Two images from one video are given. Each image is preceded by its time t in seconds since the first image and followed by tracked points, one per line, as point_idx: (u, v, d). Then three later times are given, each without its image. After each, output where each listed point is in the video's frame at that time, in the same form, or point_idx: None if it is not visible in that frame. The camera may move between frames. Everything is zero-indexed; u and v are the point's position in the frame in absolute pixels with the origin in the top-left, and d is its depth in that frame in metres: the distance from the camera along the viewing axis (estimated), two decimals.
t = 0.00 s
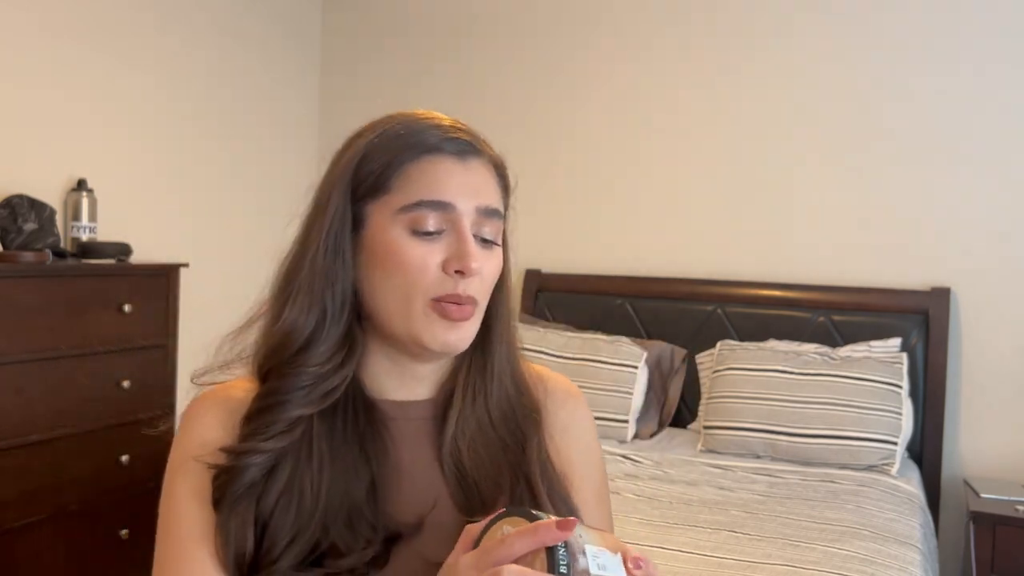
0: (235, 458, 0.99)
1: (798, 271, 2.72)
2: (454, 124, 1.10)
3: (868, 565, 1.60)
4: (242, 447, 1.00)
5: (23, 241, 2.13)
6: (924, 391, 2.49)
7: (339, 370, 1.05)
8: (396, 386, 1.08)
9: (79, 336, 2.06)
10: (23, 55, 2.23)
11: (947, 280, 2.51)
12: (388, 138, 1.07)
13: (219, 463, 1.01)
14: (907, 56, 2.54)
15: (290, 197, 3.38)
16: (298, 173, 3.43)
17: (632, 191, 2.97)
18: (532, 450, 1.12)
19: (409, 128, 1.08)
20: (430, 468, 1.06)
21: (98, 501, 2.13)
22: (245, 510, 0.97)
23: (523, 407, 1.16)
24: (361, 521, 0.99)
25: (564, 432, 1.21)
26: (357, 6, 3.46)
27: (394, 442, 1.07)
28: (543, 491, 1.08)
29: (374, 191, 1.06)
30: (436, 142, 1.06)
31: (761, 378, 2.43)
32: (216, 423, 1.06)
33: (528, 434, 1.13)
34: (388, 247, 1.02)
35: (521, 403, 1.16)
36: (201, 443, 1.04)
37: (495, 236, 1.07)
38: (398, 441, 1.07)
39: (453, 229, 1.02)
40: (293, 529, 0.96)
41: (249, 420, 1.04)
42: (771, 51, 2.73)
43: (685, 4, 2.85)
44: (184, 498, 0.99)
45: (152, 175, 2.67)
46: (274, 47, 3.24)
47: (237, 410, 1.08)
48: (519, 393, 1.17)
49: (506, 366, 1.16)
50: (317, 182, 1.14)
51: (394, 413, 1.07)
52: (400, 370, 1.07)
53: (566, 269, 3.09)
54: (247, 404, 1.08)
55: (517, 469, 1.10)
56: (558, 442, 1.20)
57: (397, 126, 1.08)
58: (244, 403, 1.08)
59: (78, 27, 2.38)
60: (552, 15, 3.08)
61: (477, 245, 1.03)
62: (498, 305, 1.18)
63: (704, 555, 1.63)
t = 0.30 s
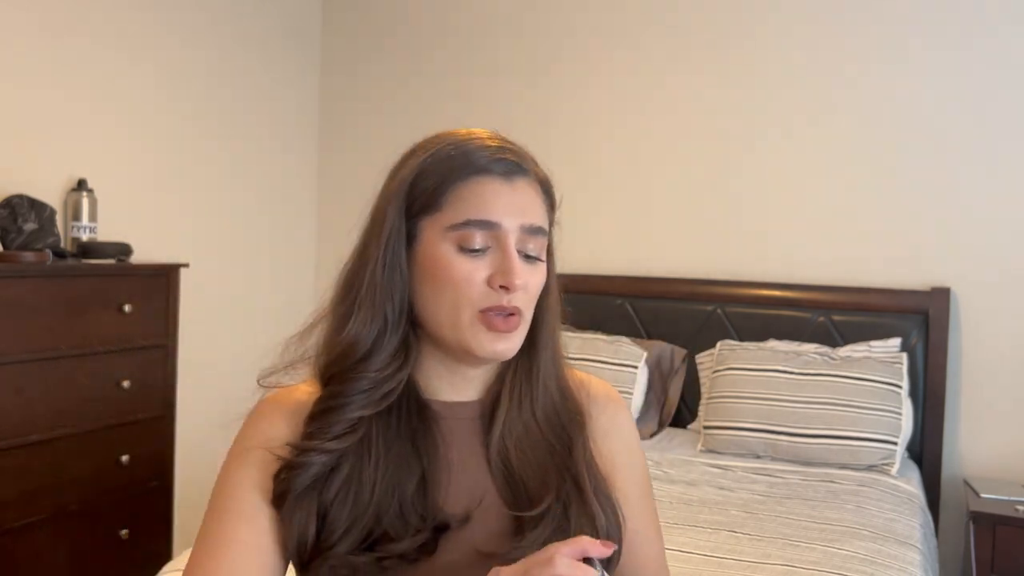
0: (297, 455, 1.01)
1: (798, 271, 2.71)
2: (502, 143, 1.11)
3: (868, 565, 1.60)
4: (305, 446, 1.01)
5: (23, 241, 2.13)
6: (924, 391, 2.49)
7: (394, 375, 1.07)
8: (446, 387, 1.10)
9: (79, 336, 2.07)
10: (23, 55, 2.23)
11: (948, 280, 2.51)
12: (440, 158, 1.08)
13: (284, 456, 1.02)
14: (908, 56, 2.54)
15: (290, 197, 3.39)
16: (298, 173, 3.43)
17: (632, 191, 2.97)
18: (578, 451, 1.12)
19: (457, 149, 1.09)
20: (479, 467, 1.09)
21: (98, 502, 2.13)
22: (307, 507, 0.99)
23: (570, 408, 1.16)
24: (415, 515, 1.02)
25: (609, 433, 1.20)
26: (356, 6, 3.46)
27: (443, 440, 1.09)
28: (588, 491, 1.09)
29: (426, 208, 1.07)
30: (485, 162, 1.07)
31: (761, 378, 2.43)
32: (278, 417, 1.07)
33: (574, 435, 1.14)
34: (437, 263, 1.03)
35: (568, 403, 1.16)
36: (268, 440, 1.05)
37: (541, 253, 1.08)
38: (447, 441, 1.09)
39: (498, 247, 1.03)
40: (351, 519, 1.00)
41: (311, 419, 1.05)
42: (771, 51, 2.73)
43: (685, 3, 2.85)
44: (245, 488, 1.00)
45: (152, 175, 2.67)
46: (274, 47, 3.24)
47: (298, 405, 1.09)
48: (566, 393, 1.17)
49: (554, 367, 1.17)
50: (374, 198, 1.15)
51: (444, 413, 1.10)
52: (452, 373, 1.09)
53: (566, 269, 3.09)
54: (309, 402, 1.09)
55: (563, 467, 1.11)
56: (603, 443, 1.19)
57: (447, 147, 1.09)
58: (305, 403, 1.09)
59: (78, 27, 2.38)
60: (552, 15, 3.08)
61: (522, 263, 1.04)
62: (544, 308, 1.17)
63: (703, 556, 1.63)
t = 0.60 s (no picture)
0: (334, 448, 1.03)
1: (798, 271, 2.72)
2: (530, 153, 1.11)
3: (868, 565, 1.60)
4: (341, 440, 1.04)
5: (24, 241, 2.13)
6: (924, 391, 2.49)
7: (428, 374, 1.09)
8: (478, 391, 1.11)
9: (79, 336, 2.06)
10: (23, 55, 2.23)
11: (947, 280, 2.51)
12: (472, 169, 1.09)
13: (322, 450, 1.05)
14: (908, 56, 2.54)
15: (290, 197, 3.39)
16: (298, 173, 3.43)
17: (632, 191, 2.97)
18: (606, 454, 1.12)
19: (487, 161, 1.09)
20: (507, 467, 1.08)
21: (98, 502, 2.13)
22: (343, 499, 1.01)
23: (600, 410, 1.15)
24: (445, 508, 1.02)
25: (641, 437, 1.18)
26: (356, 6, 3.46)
27: (473, 439, 1.09)
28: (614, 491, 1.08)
29: (457, 217, 1.08)
30: (514, 176, 1.07)
31: (761, 378, 2.43)
32: (317, 413, 1.10)
33: (601, 437, 1.13)
34: (465, 271, 1.05)
35: (597, 405, 1.16)
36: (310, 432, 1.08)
37: (568, 263, 1.08)
38: (476, 442, 1.09)
39: (525, 256, 1.04)
40: (383, 510, 1.02)
41: (348, 415, 1.08)
42: (771, 51, 2.73)
43: (685, 3, 2.85)
44: (283, 481, 1.03)
45: (152, 175, 2.67)
46: (274, 47, 3.24)
47: (337, 403, 1.12)
48: (596, 396, 1.17)
49: (585, 371, 1.17)
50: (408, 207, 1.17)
51: (474, 414, 1.10)
52: (481, 375, 1.10)
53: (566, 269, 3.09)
54: (348, 400, 1.12)
55: (590, 467, 1.10)
56: (634, 447, 1.17)
57: (479, 158, 1.10)
58: (344, 400, 1.12)
59: (78, 27, 2.38)
60: (552, 15, 3.08)
61: (547, 273, 1.05)
62: (575, 313, 1.17)
63: (703, 556, 1.63)
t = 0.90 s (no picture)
0: (355, 441, 1.04)
1: (799, 270, 2.71)
2: (542, 154, 1.12)
3: (868, 565, 1.60)
4: (362, 433, 1.05)
5: (24, 241, 2.13)
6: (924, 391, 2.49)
7: (447, 371, 1.09)
8: (496, 389, 1.11)
9: (79, 336, 2.07)
10: (23, 55, 2.23)
11: (947, 279, 2.51)
12: (487, 171, 1.11)
13: (343, 444, 1.06)
14: (908, 56, 2.54)
15: (290, 196, 3.39)
16: (298, 173, 3.43)
17: (631, 191, 2.97)
18: (623, 454, 1.12)
19: (500, 162, 1.11)
20: (524, 466, 1.08)
21: (98, 502, 2.13)
22: (364, 492, 1.02)
23: (618, 409, 1.15)
24: (462, 502, 1.02)
25: (657, 438, 1.18)
26: (356, 6, 3.46)
27: (491, 438, 1.09)
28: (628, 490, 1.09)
29: (472, 217, 1.10)
30: (528, 175, 1.09)
31: (761, 378, 2.43)
32: (340, 406, 1.11)
33: (618, 438, 1.13)
34: (480, 269, 1.06)
35: (615, 404, 1.16)
36: (332, 425, 1.08)
37: (584, 261, 1.09)
38: (494, 440, 1.09)
39: (538, 253, 1.05)
40: (401, 504, 1.02)
41: (369, 410, 1.08)
42: (771, 51, 2.73)
43: (685, 4, 2.85)
44: (308, 476, 1.04)
45: (151, 174, 2.67)
46: (275, 47, 3.24)
47: (359, 396, 1.12)
48: (615, 395, 1.16)
49: (604, 369, 1.17)
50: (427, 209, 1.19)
51: (492, 413, 1.10)
52: (501, 373, 1.10)
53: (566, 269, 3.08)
54: (369, 394, 1.12)
55: (606, 466, 1.10)
56: (650, 449, 1.17)
57: (494, 160, 1.12)
58: (365, 396, 1.12)
59: (78, 27, 2.38)
60: (552, 15, 3.08)
61: (560, 269, 1.05)
62: (594, 312, 1.17)
63: (703, 556, 1.63)
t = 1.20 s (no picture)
0: (366, 438, 1.04)
1: (798, 270, 2.71)
2: (546, 155, 1.14)
3: (868, 565, 1.60)
4: (372, 430, 1.05)
5: (24, 241, 2.13)
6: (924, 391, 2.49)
7: (457, 371, 1.10)
8: (505, 389, 1.12)
9: (80, 336, 2.07)
10: (22, 54, 2.23)
11: (947, 280, 2.51)
12: (494, 173, 1.13)
13: (354, 441, 1.05)
14: (908, 57, 2.54)
15: (290, 196, 3.39)
16: (298, 173, 3.43)
17: (632, 192, 2.97)
18: (631, 454, 1.13)
19: (506, 165, 1.13)
20: (534, 465, 1.09)
21: (98, 502, 2.13)
22: (375, 489, 1.01)
23: (625, 413, 1.17)
24: (472, 500, 1.03)
25: (665, 440, 1.19)
26: (356, 7, 3.46)
27: (501, 438, 1.10)
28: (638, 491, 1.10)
29: (478, 219, 1.11)
30: (531, 176, 1.10)
31: (761, 378, 2.43)
32: (350, 404, 1.10)
33: (626, 438, 1.14)
34: (487, 269, 1.06)
35: (623, 408, 1.17)
36: (344, 423, 1.08)
37: (591, 259, 1.09)
38: (504, 439, 1.10)
39: (543, 252, 1.05)
40: (412, 501, 1.02)
41: (380, 408, 1.09)
42: (772, 52, 2.73)
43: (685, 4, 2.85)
44: (320, 474, 1.03)
45: (151, 173, 2.66)
46: (275, 47, 3.24)
47: (370, 395, 1.12)
48: (623, 399, 1.18)
49: (612, 373, 1.18)
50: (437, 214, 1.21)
51: (502, 412, 1.11)
52: (511, 373, 1.11)
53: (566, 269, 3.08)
54: (380, 392, 1.13)
55: (615, 467, 1.11)
56: (657, 451, 1.18)
57: (500, 162, 1.14)
58: (375, 395, 1.13)
59: (78, 27, 2.38)
60: (552, 15, 3.08)
61: (565, 267, 1.05)
62: (603, 315, 1.19)
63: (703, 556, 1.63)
